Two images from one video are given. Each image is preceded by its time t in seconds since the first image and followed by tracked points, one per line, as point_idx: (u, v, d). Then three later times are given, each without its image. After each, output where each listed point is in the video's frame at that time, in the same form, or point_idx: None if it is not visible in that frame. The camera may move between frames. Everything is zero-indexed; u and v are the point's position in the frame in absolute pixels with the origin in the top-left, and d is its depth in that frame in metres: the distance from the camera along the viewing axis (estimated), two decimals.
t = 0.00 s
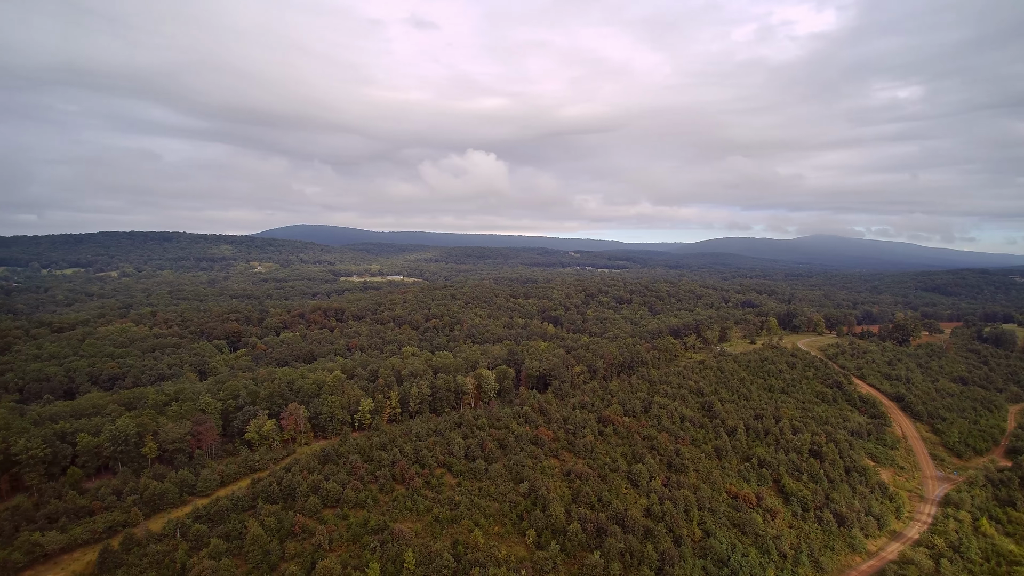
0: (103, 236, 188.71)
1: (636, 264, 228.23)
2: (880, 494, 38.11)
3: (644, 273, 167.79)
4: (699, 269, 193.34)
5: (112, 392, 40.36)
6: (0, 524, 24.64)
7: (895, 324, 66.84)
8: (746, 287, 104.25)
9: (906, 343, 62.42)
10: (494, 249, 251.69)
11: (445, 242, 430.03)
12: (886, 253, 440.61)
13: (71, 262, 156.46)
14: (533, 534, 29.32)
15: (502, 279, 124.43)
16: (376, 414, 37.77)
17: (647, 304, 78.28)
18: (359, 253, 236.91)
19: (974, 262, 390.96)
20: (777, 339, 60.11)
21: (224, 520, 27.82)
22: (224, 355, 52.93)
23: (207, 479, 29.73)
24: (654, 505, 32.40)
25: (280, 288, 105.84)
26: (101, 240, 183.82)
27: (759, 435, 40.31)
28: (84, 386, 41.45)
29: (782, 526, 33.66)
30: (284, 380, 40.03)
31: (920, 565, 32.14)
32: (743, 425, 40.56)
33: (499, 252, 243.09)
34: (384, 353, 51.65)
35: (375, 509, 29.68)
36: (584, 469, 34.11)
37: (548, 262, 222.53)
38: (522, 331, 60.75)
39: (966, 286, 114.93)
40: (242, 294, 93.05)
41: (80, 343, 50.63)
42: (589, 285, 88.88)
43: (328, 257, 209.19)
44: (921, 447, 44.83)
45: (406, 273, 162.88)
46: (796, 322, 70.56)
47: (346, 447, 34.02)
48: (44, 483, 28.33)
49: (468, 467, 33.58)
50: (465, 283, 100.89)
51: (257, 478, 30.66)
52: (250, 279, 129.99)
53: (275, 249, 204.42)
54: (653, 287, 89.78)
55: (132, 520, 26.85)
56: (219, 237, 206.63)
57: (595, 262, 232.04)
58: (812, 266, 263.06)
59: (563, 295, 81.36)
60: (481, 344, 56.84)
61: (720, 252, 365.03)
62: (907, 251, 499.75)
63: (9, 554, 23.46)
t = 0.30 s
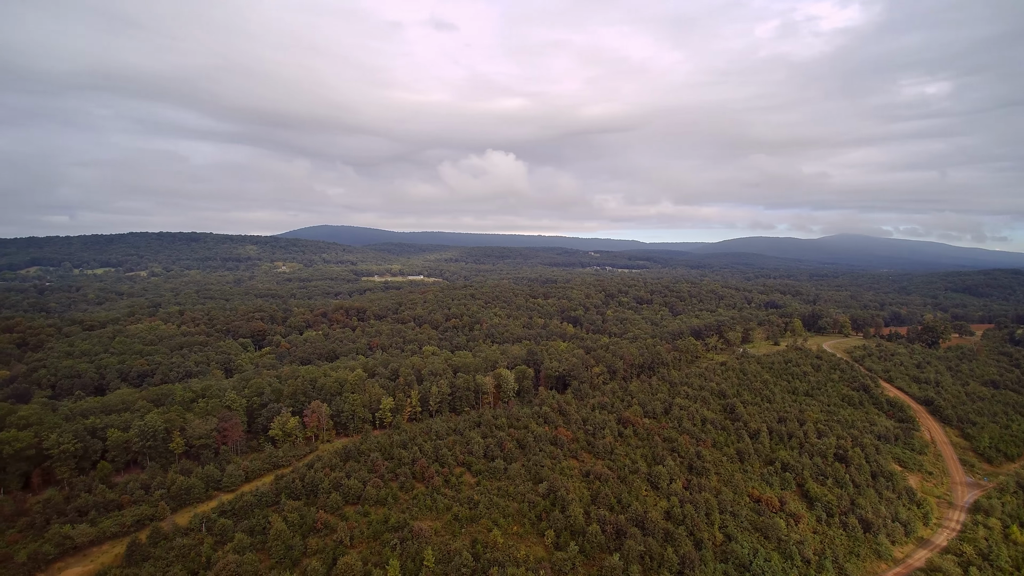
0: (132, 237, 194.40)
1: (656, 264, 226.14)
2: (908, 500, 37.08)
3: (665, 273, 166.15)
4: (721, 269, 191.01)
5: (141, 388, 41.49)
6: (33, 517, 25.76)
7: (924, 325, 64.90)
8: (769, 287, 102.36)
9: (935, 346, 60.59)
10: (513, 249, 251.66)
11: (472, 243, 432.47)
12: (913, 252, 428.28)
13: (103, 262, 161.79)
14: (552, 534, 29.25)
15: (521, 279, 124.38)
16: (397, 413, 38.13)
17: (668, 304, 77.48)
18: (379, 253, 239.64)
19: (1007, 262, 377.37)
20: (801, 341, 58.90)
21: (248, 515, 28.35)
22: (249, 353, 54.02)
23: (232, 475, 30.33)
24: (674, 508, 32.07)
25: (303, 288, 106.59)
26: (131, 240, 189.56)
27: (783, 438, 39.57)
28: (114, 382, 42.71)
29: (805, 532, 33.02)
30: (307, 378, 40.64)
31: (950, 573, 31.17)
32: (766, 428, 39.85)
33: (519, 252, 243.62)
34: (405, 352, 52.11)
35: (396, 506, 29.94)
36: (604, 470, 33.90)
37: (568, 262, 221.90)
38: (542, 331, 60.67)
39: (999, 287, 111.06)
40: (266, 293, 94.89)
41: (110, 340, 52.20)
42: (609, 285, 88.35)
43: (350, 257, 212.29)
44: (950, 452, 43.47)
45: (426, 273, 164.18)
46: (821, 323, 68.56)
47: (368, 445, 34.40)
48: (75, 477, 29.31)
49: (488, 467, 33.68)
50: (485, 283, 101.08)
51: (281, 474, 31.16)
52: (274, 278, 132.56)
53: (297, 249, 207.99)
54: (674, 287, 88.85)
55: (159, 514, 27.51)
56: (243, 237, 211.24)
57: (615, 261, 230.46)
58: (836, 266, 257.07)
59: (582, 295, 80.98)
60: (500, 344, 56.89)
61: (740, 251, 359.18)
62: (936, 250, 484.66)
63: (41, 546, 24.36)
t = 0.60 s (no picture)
0: (161, 237, 200.04)
1: (677, 263, 223.83)
2: (937, 507, 35.96)
3: (688, 273, 164.11)
4: (744, 269, 188.07)
5: (170, 385, 42.59)
6: (66, 509, 26.98)
7: (956, 327, 62.80)
8: (794, 288, 100.28)
9: (968, 348, 58.61)
10: (533, 249, 251.55)
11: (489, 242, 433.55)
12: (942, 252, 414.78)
13: (133, 262, 167.02)
14: (572, 535, 29.13)
15: (542, 279, 124.28)
16: (418, 412, 38.44)
17: (691, 305, 76.54)
18: (399, 253, 242.05)
19: None
20: (828, 343, 57.64)
21: (273, 510, 28.82)
22: (274, 351, 55.03)
23: (258, 470, 30.91)
24: (696, 511, 31.67)
25: (327, 288, 107.88)
26: (159, 240, 195.18)
27: (808, 442, 38.78)
28: (144, 379, 43.93)
29: (831, 538, 32.26)
30: (330, 377, 41.22)
31: None
32: (791, 432, 39.11)
33: (539, 252, 243.52)
34: (426, 352, 52.51)
35: (416, 504, 30.16)
36: (624, 472, 33.67)
37: (588, 262, 220.79)
38: (562, 331, 60.51)
39: None
40: (291, 293, 96.70)
41: (141, 338, 53.74)
42: (630, 285, 87.68)
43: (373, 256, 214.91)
44: (982, 458, 42.05)
45: (447, 272, 165.14)
46: (849, 325, 67.29)
47: (389, 443, 34.72)
48: (106, 471, 30.22)
49: (508, 467, 33.73)
50: (506, 283, 101.20)
51: (304, 470, 31.63)
52: (297, 278, 134.89)
53: (318, 249, 211.26)
54: (696, 287, 87.78)
55: (186, 508, 28.14)
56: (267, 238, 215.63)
57: (636, 261, 228.49)
58: (862, 266, 250.58)
59: (603, 295, 80.56)
60: (521, 344, 56.92)
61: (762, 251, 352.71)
62: (966, 249, 468.70)
63: (73, 538, 25.30)
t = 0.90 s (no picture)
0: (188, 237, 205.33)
1: (698, 263, 221.15)
2: (968, 514, 34.80)
3: (711, 273, 161.88)
4: (768, 270, 185.06)
5: (198, 382, 43.60)
6: (97, 502, 27.96)
7: (990, 330, 60.67)
8: (820, 289, 98.15)
9: (1002, 352, 56.59)
10: (553, 249, 251.35)
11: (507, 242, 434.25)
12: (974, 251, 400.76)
13: (162, 261, 171.78)
14: (592, 536, 28.97)
15: (563, 279, 124.02)
16: (439, 410, 38.66)
17: (713, 305, 75.52)
18: (419, 253, 244.04)
19: None
20: (856, 345, 56.29)
21: (297, 505, 29.26)
22: (299, 349, 55.93)
23: (283, 467, 31.42)
24: (718, 515, 31.22)
25: (350, 287, 109.30)
26: (187, 240, 200.36)
27: (835, 447, 37.96)
28: (173, 376, 45.06)
29: (857, 544, 31.48)
30: (353, 375, 41.72)
31: None
32: (817, 435, 38.31)
33: (559, 252, 243.08)
34: (447, 351, 52.78)
35: (437, 502, 30.31)
36: (645, 474, 33.37)
37: (609, 262, 219.57)
38: (583, 331, 60.26)
39: None
40: (315, 292, 98.29)
41: (170, 336, 55.18)
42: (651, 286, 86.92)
43: (394, 256, 217.04)
44: (1016, 465, 40.53)
45: (469, 272, 165.91)
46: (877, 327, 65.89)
47: (410, 441, 35.00)
48: (137, 466, 31.07)
49: (528, 467, 33.70)
50: (526, 283, 101.16)
51: (328, 467, 32.05)
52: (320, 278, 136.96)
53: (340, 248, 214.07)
54: (718, 288, 86.63)
55: (213, 503, 28.73)
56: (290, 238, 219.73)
57: (657, 261, 226.40)
58: (889, 266, 244.03)
59: (624, 295, 80.00)
60: (541, 344, 56.84)
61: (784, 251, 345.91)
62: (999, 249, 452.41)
63: (104, 530, 26.13)
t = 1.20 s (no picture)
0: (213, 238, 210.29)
1: (720, 263, 218.18)
2: (999, 521, 33.69)
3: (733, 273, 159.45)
4: (792, 270, 181.67)
5: (225, 380, 44.54)
6: (127, 496, 28.79)
7: None
8: (846, 289, 95.96)
9: None
10: (573, 249, 250.66)
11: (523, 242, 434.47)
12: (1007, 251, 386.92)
13: (191, 261, 176.15)
14: (612, 538, 28.79)
15: (583, 279, 123.60)
16: (459, 409, 38.85)
17: (736, 306, 74.43)
18: (439, 252, 245.60)
19: None
20: (885, 348, 54.88)
21: (319, 501, 29.66)
22: (322, 348, 56.72)
23: (306, 463, 31.88)
24: (741, 519, 30.76)
25: (372, 287, 110.65)
26: (212, 241, 205.12)
27: (861, 451, 37.13)
28: (200, 373, 46.09)
29: (884, 551, 30.70)
30: (375, 374, 42.19)
31: None
32: (843, 439, 37.51)
33: (579, 252, 242.27)
34: (468, 351, 52.99)
35: (457, 501, 30.45)
36: (666, 476, 33.07)
37: (630, 262, 217.94)
38: (603, 332, 59.98)
39: None
40: (338, 292, 99.68)
41: (198, 334, 56.54)
42: (672, 286, 86.08)
43: (416, 256, 218.60)
44: None
45: (490, 273, 166.36)
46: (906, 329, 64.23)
47: (431, 440, 35.27)
48: (166, 460, 31.87)
49: (548, 467, 33.67)
50: (546, 283, 101.05)
51: (350, 464, 32.44)
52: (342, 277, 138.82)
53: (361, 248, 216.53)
54: (741, 288, 85.37)
55: (239, 498, 29.27)
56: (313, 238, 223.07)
57: (678, 261, 223.95)
58: (917, 266, 237.32)
59: (645, 295, 79.43)
60: (561, 344, 56.74)
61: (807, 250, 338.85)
62: None
63: (133, 524, 26.90)
